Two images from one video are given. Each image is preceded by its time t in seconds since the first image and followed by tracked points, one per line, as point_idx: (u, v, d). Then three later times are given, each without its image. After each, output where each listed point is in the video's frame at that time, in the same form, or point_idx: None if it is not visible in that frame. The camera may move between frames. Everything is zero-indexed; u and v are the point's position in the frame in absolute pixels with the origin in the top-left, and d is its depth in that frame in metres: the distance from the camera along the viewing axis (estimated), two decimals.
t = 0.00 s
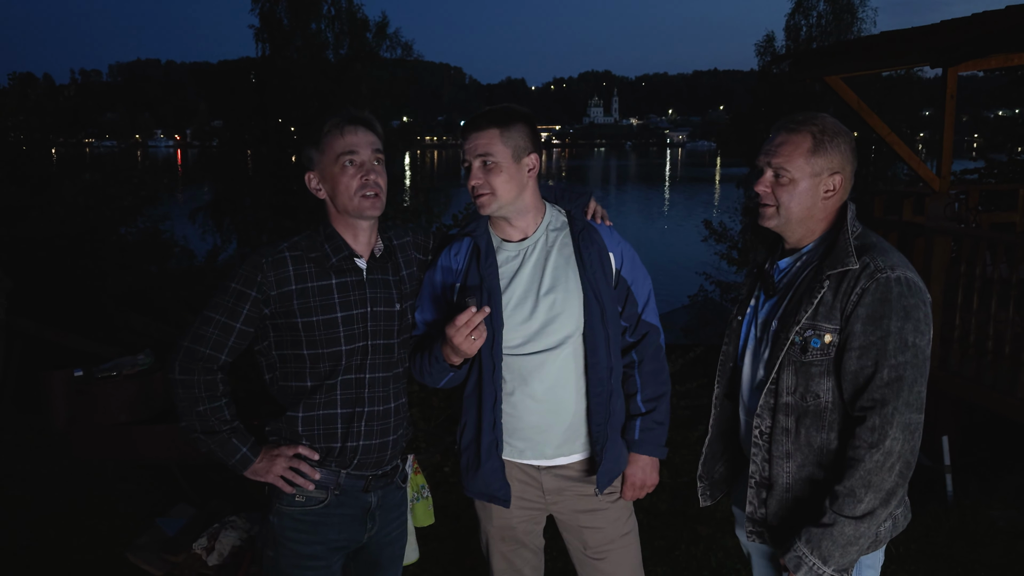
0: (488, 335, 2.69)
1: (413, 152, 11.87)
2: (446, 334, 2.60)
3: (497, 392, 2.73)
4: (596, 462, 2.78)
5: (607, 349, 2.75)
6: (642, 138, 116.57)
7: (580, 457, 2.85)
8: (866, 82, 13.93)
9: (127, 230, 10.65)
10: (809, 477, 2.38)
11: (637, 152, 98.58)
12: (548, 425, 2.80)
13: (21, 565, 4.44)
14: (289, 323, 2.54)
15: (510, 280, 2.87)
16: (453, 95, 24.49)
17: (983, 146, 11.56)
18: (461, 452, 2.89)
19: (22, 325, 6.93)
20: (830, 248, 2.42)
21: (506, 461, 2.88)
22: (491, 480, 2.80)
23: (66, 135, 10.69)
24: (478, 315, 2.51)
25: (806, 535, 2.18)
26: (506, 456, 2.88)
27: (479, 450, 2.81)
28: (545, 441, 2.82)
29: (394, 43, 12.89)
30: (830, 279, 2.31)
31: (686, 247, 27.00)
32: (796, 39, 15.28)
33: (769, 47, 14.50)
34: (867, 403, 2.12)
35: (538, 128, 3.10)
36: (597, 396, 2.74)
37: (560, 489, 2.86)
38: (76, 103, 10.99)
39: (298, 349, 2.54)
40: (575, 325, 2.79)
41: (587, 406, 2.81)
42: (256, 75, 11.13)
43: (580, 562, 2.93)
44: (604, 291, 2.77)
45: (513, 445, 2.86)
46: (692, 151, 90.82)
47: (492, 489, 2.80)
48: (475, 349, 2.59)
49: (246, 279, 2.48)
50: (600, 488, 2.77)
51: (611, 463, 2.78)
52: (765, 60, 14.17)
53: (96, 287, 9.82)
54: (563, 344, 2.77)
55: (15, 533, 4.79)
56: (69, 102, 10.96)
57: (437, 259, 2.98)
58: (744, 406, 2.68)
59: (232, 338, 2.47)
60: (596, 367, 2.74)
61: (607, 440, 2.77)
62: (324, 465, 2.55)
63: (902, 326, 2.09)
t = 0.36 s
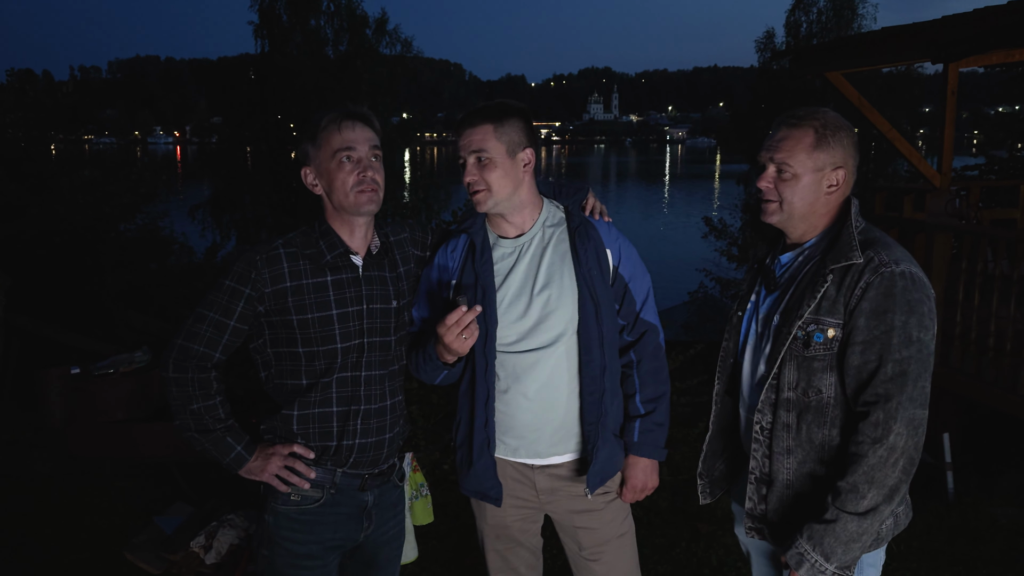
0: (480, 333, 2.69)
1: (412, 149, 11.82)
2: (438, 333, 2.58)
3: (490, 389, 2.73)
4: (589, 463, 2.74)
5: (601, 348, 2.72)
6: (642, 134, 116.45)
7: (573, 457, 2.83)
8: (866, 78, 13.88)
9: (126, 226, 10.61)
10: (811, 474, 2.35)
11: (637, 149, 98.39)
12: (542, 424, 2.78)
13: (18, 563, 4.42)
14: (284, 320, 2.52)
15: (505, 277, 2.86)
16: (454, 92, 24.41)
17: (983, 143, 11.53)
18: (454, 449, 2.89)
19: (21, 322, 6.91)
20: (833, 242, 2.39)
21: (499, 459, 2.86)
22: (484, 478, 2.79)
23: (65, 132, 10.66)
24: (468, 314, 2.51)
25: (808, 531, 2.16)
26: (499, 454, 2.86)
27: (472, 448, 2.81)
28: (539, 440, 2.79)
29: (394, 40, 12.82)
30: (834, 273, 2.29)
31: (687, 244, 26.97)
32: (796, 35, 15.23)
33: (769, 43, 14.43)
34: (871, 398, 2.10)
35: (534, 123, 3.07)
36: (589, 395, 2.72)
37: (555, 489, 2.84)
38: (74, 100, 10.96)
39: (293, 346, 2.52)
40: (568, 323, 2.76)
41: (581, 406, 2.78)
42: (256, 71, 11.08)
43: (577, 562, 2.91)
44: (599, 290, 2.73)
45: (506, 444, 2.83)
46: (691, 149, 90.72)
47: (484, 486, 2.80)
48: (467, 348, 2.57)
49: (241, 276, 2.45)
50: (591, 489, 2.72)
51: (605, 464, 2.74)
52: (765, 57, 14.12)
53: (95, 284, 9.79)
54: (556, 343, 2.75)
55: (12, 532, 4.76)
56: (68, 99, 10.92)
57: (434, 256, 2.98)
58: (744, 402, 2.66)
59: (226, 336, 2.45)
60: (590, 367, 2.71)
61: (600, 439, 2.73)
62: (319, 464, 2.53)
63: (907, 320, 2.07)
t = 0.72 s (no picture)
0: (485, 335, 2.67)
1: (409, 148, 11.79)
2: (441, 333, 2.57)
3: (491, 389, 2.71)
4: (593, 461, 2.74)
5: (604, 345, 2.71)
6: (639, 132, 116.44)
7: (577, 457, 2.81)
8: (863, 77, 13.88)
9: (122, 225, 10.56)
10: (812, 473, 2.34)
11: (634, 147, 98.39)
12: (544, 424, 2.76)
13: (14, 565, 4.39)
14: (281, 320, 2.49)
15: (504, 276, 2.84)
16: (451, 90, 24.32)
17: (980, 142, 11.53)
18: (456, 451, 2.87)
19: (15, 321, 6.86)
20: (835, 241, 2.38)
21: (502, 461, 2.84)
22: (487, 480, 2.77)
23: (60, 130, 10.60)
24: (473, 315, 2.48)
25: (809, 531, 2.15)
26: (502, 456, 2.84)
27: (474, 449, 2.79)
28: (542, 440, 2.77)
29: (390, 37, 12.76)
30: (836, 272, 2.28)
31: (683, 242, 26.96)
32: (793, 34, 15.21)
33: (766, 42, 14.40)
34: (874, 397, 2.09)
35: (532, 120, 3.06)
36: (593, 393, 2.70)
37: (558, 490, 2.82)
38: (69, 97, 10.89)
39: (290, 347, 2.50)
40: (570, 321, 2.74)
41: (584, 404, 2.77)
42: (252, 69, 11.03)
43: (580, 563, 2.89)
44: (600, 287, 2.72)
45: (509, 445, 2.82)
46: (688, 147, 90.75)
47: (487, 489, 2.77)
48: (471, 348, 2.56)
49: (235, 276, 2.42)
50: (597, 489, 2.72)
51: (609, 462, 2.74)
52: (762, 55, 14.10)
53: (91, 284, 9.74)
54: (558, 342, 2.73)
55: (6, 534, 4.73)
56: (63, 97, 10.85)
57: (431, 254, 2.96)
58: (745, 401, 2.65)
59: (223, 337, 2.42)
60: (592, 364, 2.70)
61: (605, 438, 2.73)
62: (319, 465, 2.51)
63: (910, 319, 2.05)
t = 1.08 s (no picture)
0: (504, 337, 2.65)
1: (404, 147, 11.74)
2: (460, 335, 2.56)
3: (510, 390, 2.69)
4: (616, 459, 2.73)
5: (623, 339, 2.69)
6: (634, 133, 116.54)
7: (600, 455, 2.80)
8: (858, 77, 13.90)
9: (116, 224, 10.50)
10: (815, 477, 2.33)
11: (629, 148, 98.43)
12: (565, 424, 2.74)
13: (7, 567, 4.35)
14: (278, 323, 2.47)
15: (518, 275, 2.81)
16: (447, 90, 24.30)
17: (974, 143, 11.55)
18: (475, 455, 2.84)
19: (8, 321, 6.81)
20: (836, 243, 2.37)
21: (523, 463, 2.81)
22: (508, 483, 2.75)
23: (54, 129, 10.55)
24: (491, 313, 2.44)
25: (813, 535, 2.13)
26: (523, 458, 2.81)
27: (495, 452, 2.76)
28: (563, 440, 2.75)
29: (386, 37, 12.70)
30: (837, 274, 2.26)
31: (679, 243, 26.98)
32: (788, 34, 15.23)
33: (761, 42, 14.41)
34: (877, 401, 2.07)
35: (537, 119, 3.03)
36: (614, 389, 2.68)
37: (581, 492, 2.81)
38: (63, 96, 10.83)
39: (288, 350, 2.47)
40: (587, 317, 2.72)
41: (605, 401, 2.75)
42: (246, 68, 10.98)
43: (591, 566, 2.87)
44: (616, 282, 2.71)
45: (530, 446, 2.79)
46: (683, 147, 90.82)
47: (509, 493, 2.76)
48: (489, 348, 2.53)
49: (230, 279, 2.39)
50: (623, 485, 2.72)
51: (632, 459, 2.73)
52: (758, 56, 14.11)
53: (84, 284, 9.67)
54: (576, 339, 2.71)
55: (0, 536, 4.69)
56: (58, 95, 10.79)
57: (443, 259, 2.96)
58: (746, 404, 2.63)
59: (220, 341, 2.40)
60: (612, 359, 2.68)
61: (627, 435, 2.72)
62: (319, 468, 2.48)
63: (912, 322, 2.04)
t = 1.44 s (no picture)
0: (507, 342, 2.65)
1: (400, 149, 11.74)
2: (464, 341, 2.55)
3: (513, 393, 2.69)
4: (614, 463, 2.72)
5: (625, 345, 2.68)
6: (629, 135, 116.76)
7: (599, 459, 2.78)
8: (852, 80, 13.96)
9: (111, 225, 10.45)
10: (814, 483, 2.33)
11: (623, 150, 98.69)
12: (567, 427, 2.73)
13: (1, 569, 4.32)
14: (288, 325, 2.45)
15: (523, 279, 2.81)
16: (441, 92, 24.31)
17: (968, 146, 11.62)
18: (476, 455, 2.85)
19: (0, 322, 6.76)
20: (835, 248, 2.37)
21: (524, 463, 2.82)
22: (507, 485, 2.75)
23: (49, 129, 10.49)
24: (496, 325, 2.44)
25: (811, 542, 2.13)
26: (524, 458, 2.82)
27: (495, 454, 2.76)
28: (565, 443, 2.75)
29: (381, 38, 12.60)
30: (836, 279, 2.26)
31: (673, 245, 27.05)
32: (782, 37, 15.30)
33: (756, 45, 14.47)
34: (876, 406, 2.07)
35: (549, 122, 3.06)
36: (614, 395, 2.67)
37: (580, 493, 2.80)
38: (58, 96, 10.78)
39: (297, 352, 2.46)
40: (591, 321, 2.71)
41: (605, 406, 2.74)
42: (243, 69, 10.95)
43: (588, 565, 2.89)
44: (619, 287, 2.68)
45: (531, 447, 2.79)
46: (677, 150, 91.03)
47: (508, 494, 2.76)
48: (493, 357, 2.52)
49: (243, 280, 2.39)
50: (618, 491, 2.70)
51: (630, 465, 2.71)
52: (753, 59, 14.16)
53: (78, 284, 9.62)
54: (579, 343, 2.70)
55: None
56: (53, 95, 10.74)
57: (449, 260, 2.96)
58: (745, 409, 2.63)
59: (229, 341, 2.38)
60: (613, 365, 2.67)
61: (626, 440, 2.70)
62: (322, 473, 2.46)
63: (911, 328, 2.04)
